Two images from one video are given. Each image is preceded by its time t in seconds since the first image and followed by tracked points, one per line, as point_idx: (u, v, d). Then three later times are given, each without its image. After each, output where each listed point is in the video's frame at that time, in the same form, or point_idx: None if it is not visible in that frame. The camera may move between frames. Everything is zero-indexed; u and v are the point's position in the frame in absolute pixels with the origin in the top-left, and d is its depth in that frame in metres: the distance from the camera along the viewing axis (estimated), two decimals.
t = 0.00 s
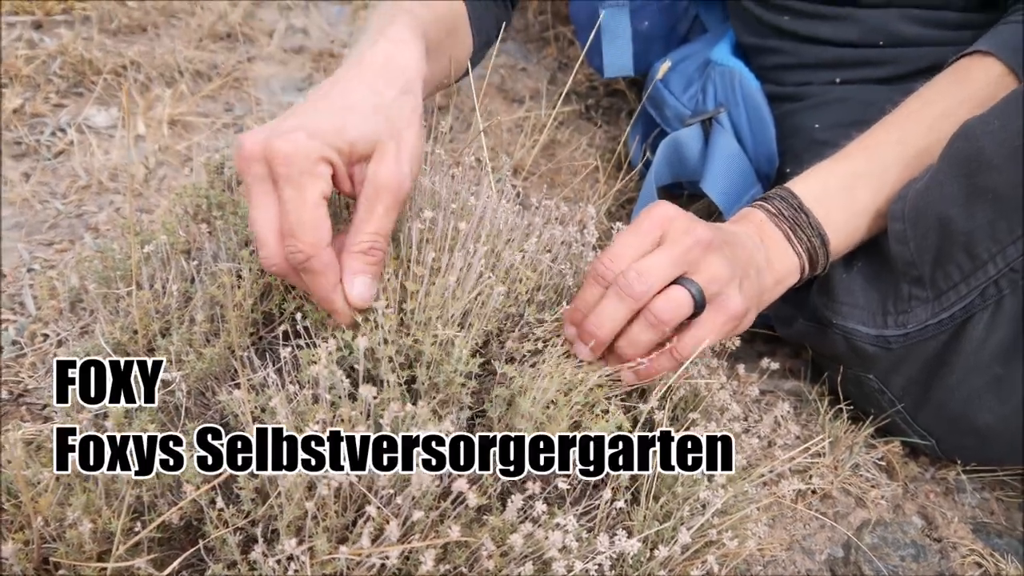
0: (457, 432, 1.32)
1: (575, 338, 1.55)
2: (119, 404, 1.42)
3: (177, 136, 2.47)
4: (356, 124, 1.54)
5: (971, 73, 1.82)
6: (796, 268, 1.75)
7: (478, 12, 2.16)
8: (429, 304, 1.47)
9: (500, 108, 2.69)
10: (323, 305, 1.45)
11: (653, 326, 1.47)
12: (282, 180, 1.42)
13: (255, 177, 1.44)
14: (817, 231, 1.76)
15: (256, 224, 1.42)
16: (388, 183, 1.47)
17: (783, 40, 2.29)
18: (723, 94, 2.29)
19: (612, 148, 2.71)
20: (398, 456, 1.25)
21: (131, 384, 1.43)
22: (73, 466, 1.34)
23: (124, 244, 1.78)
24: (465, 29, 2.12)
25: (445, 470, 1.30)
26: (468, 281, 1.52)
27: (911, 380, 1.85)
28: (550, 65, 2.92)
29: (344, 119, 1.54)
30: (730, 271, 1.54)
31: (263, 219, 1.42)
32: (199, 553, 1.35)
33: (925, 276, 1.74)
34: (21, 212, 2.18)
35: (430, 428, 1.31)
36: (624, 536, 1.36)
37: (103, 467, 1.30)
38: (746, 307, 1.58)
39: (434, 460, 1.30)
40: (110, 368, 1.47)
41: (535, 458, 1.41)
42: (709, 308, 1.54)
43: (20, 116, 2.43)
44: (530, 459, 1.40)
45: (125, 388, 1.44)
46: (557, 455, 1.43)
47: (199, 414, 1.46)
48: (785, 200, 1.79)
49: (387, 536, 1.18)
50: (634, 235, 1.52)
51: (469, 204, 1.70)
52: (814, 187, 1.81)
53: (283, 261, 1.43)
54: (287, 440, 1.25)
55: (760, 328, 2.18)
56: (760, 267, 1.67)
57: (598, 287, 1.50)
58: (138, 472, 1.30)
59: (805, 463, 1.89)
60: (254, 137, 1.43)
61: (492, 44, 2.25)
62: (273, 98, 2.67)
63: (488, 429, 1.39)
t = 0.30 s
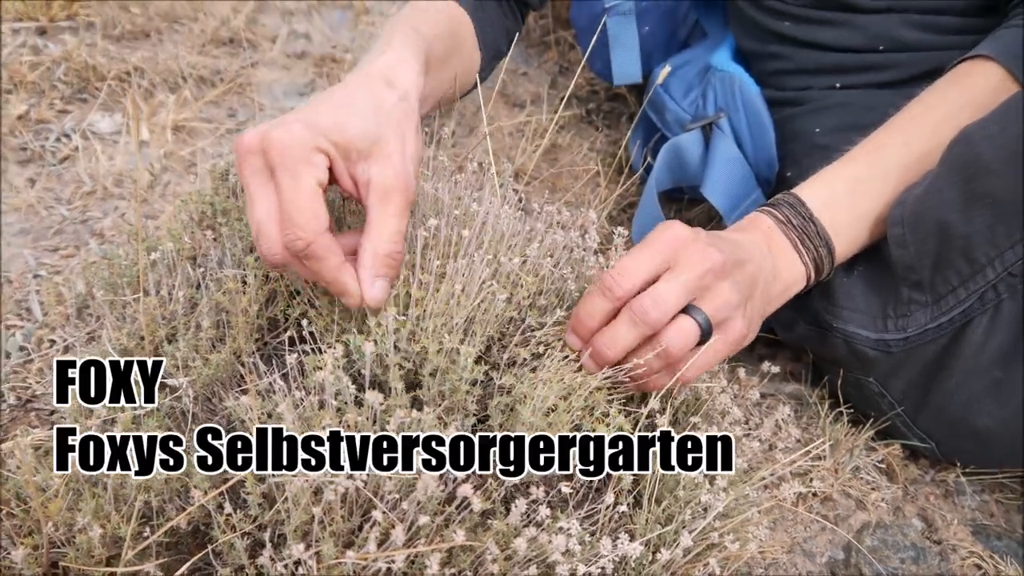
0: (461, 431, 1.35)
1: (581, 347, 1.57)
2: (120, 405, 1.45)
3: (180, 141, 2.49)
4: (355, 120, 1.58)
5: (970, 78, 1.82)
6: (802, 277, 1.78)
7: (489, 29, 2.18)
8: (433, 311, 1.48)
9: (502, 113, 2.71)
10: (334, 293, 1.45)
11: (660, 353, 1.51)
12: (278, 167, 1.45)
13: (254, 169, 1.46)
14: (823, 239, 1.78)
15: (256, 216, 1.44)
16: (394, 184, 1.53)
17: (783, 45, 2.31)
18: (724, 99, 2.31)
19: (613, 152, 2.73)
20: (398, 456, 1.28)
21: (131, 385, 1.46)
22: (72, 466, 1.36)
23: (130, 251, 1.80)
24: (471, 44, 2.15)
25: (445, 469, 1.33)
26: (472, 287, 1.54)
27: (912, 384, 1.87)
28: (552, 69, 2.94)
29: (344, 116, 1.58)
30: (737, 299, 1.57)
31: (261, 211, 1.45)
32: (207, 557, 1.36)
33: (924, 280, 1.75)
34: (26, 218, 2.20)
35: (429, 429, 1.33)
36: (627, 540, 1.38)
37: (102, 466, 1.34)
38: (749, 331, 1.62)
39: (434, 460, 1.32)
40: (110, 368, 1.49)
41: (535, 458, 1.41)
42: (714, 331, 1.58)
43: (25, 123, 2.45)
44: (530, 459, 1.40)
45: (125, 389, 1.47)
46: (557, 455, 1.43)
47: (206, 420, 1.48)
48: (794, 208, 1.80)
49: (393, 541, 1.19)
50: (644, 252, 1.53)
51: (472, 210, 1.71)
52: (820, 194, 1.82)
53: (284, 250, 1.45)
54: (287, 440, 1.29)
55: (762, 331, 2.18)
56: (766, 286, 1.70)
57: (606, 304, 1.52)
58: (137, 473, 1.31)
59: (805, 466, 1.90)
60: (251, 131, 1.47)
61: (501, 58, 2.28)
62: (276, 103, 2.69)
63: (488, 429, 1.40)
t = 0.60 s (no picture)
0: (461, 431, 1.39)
1: (583, 357, 1.59)
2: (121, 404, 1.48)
3: (186, 147, 2.51)
4: (334, 118, 1.63)
5: (970, 88, 1.83)
6: (805, 286, 1.80)
7: (475, 33, 2.20)
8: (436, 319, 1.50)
9: (504, 119, 2.73)
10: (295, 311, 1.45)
11: (660, 369, 1.53)
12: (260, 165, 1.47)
13: (235, 169, 1.50)
14: (826, 248, 1.80)
15: (223, 217, 1.44)
16: (365, 185, 1.59)
17: (783, 53, 2.33)
18: (725, 108, 2.33)
19: (615, 158, 2.75)
20: (398, 455, 1.31)
21: (132, 385, 1.48)
22: (74, 465, 1.39)
23: (137, 257, 1.82)
24: (459, 49, 2.17)
25: (445, 469, 1.34)
26: (474, 294, 1.55)
27: (911, 390, 1.88)
28: (554, 75, 2.96)
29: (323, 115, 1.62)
30: (737, 319, 1.59)
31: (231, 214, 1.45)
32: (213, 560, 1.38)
33: (923, 288, 1.77)
34: (34, 223, 2.22)
35: (429, 429, 1.35)
36: (628, 544, 1.39)
37: (103, 466, 1.36)
38: (747, 348, 1.65)
39: (435, 460, 1.34)
40: (110, 367, 1.52)
41: (535, 459, 1.41)
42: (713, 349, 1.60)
43: (32, 128, 2.48)
44: (530, 459, 1.41)
45: (125, 388, 1.49)
46: (557, 455, 1.43)
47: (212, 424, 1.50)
48: (798, 217, 1.81)
49: (398, 545, 1.21)
50: (650, 268, 1.54)
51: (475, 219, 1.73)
52: (823, 202, 1.83)
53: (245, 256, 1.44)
54: (287, 440, 1.32)
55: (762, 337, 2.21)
56: (767, 300, 1.71)
57: (611, 321, 1.53)
58: (137, 472, 1.33)
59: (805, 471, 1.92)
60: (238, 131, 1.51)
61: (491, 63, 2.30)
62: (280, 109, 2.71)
63: (487, 430, 1.43)
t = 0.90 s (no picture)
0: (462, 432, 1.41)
1: (585, 360, 1.60)
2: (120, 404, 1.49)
3: (189, 150, 2.53)
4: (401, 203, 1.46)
5: (969, 91, 1.85)
6: (806, 289, 1.81)
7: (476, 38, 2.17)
8: (438, 321, 1.51)
9: (506, 122, 2.75)
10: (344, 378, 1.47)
11: (662, 373, 1.55)
12: (341, 278, 1.35)
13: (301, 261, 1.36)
14: (826, 252, 1.81)
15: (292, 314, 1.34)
16: (415, 274, 1.52)
17: (783, 57, 2.34)
18: (725, 111, 2.34)
19: (616, 161, 2.76)
20: (398, 455, 1.32)
21: (131, 385, 1.50)
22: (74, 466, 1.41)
23: (142, 259, 1.84)
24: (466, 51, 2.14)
25: (445, 469, 1.37)
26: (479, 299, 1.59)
27: (910, 392, 1.89)
28: (556, 78, 2.98)
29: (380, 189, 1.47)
30: (739, 322, 1.60)
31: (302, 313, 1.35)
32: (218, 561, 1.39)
33: (922, 290, 1.78)
34: (39, 225, 2.24)
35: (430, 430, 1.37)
36: (629, 545, 1.40)
37: (103, 466, 1.38)
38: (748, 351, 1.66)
39: (435, 460, 1.36)
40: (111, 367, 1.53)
41: (535, 458, 1.43)
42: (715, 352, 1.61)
43: (36, 132, 2.49)
44: (531, 459, 1.42)
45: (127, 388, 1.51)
46: (558, 455, 1.44)
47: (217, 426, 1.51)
48: (800, 220, 1.82)
49: (401, 546, 1.23)
50: (651, 273, 1.55)
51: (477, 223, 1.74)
52: (824, 205, 1.84)
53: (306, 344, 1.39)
54: (287, 440, 1.33)
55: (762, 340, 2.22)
56: (769, 304, 1.72)
57: (613, 325, 1.54)
58: (137, 472, 1.35)
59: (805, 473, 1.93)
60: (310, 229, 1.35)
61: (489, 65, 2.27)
62: (283, 112, 2.72)
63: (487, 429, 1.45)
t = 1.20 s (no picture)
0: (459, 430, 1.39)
1: (594, 358, 1.64)
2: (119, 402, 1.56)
3: (202, 152, 2.57)
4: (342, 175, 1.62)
5: (972, 95, 1.89)
6: (812, 290, 1.84)
7: (481, 46, 2.24)
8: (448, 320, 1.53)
9: (514, 124, 2.79)
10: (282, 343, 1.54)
11: (669, 370, 1.58)
12: (266, 222, 1.50)
13: (237, 210, 1.53)
14: (831, 252, 1.84)
15: (221, 253, 1.49)
16: (359, 248, 1.58)
17: (789, 61, 2.37)
18: (731, 114, 2.37)
19: (623, 162, 2.79)
20: (398, 455, 1.36)
21: (131, 386, 1.56)
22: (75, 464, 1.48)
23: (159, 259, 1.88)
24: (470, 62, 2.21)
25: (445, 469, 1.37)
26: (486, 299, 1.58)
27: (913, 392, 1.92)
28: (563, 81, 3.01)
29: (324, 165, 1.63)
30: (745, 321, 1.64)
31: (230, 253, 1.49)
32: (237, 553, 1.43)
33: (924, 291, 1.81)
34: (55, 227, 2.28)
35: (432, 429, 1.38)
36: (637, 539, 1.44)
37: (103, 465, 1.45)
38: (755, 350, 1.69)
39: (436, 460, 1.37)
40: (111, 367, 1.61)
41: (535, 458, 1.47)
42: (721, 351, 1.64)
43: (53, 135, 2.54)
44: (530, 459, 1.46)
45: (126, 387, 1.58)
46: (557, 455, 1.49)
47: (235, 422, 1.55)
48: (805, 222, 1.85)
49: (416, 539, 1.26)
50: (659, 273, 1.59)
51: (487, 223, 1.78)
52: (829, 207, 1.87)
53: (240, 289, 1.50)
54: (287, 440, 1.38)
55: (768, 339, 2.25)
56: (775, 304, 1.76)
57: (622, 323, 1.58)
58: (138, 472, 1.41)
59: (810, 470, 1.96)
60: (249, 178, 1.54)
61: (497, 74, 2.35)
62: (294, 115, 2.77)
63: (488, 429, 1.45)
